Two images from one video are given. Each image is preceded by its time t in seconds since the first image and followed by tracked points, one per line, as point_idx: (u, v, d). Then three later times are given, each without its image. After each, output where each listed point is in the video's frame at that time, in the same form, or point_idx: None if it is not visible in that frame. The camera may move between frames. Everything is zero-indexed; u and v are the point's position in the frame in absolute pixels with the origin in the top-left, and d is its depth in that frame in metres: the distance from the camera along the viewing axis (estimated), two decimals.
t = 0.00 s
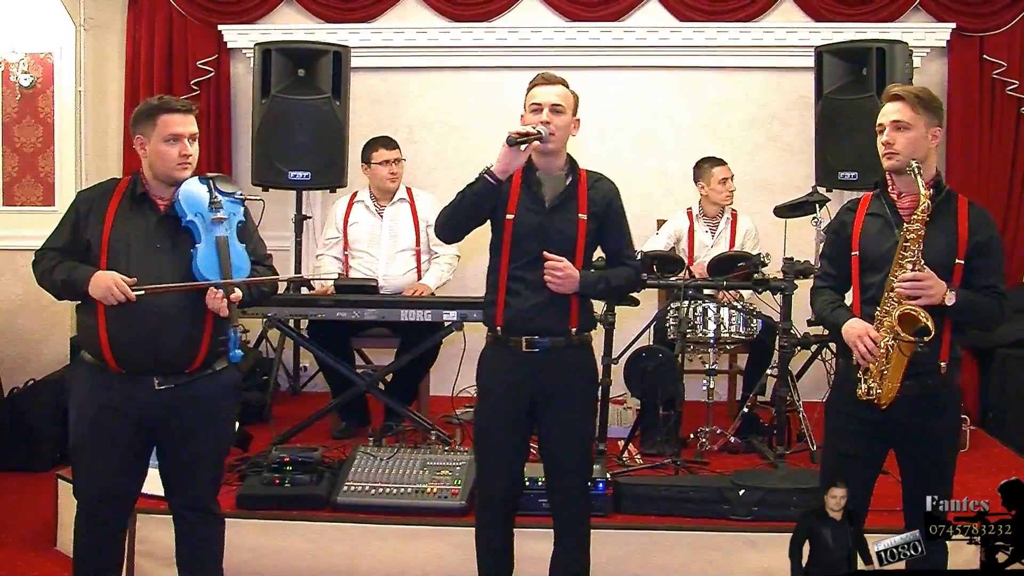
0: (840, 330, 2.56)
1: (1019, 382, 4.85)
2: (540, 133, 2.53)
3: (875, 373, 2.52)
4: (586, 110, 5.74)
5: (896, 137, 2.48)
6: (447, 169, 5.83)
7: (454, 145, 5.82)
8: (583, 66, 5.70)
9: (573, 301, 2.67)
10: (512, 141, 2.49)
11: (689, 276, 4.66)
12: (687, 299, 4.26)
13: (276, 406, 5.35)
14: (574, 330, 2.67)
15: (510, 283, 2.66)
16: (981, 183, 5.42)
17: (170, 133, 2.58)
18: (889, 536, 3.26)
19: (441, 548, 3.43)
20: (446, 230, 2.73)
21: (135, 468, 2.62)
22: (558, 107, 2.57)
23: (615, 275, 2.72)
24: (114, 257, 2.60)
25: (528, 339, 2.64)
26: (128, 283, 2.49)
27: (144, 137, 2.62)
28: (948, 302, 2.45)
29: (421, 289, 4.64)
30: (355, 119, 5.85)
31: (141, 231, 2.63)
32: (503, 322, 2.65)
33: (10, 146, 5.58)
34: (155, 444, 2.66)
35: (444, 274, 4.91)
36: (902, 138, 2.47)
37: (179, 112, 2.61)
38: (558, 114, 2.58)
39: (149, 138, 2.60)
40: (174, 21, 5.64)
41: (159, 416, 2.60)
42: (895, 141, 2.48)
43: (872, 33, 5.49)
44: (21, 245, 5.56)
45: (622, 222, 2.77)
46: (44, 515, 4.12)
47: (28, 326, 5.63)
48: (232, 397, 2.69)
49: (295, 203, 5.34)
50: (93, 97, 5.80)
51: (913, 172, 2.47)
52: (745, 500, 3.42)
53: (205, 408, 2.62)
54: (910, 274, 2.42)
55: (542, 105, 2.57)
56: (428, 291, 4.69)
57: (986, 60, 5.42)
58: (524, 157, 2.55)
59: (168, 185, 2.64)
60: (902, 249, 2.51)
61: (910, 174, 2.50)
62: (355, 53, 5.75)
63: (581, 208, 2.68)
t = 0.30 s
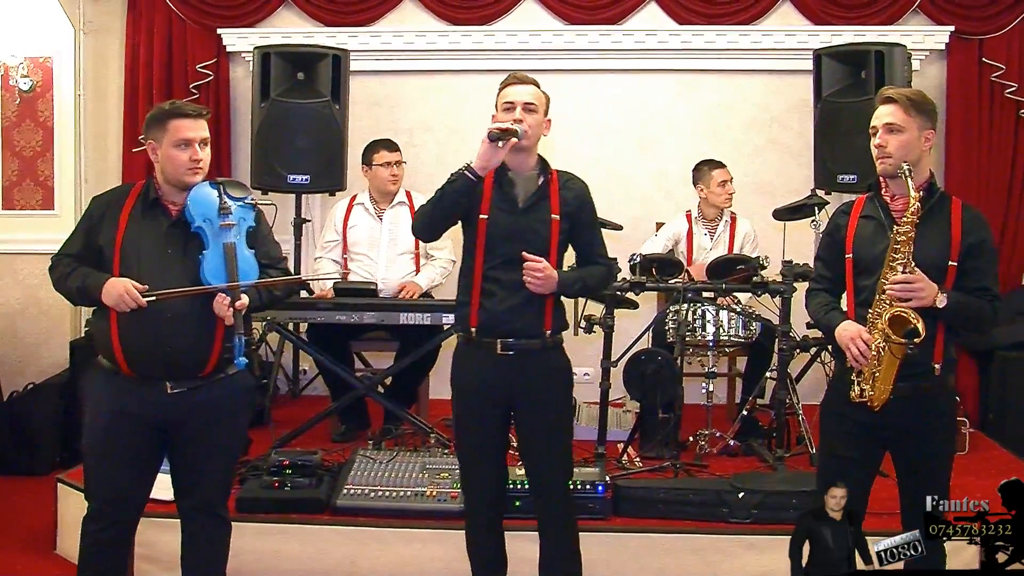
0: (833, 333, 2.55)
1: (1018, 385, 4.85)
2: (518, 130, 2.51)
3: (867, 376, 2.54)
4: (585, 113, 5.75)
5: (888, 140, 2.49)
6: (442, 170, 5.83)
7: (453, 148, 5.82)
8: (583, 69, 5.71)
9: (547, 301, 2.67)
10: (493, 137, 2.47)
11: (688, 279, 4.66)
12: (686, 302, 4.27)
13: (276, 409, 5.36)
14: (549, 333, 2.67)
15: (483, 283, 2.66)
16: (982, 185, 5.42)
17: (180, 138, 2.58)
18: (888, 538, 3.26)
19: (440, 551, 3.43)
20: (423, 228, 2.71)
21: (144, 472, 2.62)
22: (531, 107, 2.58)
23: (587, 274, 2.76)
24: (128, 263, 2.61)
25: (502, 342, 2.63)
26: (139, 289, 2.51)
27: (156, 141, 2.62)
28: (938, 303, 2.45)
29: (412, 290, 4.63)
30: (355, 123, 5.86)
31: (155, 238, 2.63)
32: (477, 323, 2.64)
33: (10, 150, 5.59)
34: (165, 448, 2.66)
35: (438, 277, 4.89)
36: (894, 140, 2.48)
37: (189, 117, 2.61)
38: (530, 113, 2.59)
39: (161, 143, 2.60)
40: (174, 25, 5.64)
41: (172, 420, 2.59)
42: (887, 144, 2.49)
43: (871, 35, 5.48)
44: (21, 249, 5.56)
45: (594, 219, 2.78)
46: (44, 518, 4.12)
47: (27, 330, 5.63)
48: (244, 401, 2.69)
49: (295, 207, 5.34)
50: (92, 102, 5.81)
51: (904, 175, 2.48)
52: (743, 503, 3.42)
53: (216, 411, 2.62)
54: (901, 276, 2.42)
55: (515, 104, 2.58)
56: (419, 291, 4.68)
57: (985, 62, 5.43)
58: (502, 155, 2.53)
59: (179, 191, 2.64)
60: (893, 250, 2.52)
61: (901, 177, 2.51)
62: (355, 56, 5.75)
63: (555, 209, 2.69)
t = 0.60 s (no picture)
0: (834, 336, 2.57)
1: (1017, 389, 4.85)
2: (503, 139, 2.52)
3: (869, 381, 2.54)
4: (584, 117, 5.76)
5: (887, 144, 2.49)
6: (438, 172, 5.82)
7: (453, 152, 5.83)
8: (582, 73, 5.71)
9: (530, 308, 2.69)
10: (481, 146, 2.48)
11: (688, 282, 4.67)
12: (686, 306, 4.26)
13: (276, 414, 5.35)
14: (535, 339, 2.68)
15: (467, 292, 2.67)
16: (981, 188, 5.43)
17: (188, 144, 2.60)
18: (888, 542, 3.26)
19: (438, 555, 3.43)
20: (409, 241, 2.70)
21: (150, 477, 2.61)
22: (509, 115, 2.60)
23: (563, 281, 2.75)
24: (136, 269, 2.60)
25: (487, 348, 2.63)
26: (148, 295, 2.51)
27: (164, 148, 2.65)
28: (939, 308, 2.45)
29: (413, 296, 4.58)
30: (355, 127, 5.86)
31: (162, 243, 2.63)
32: (462, 330, 2.65)
33: (9, 154, 5.58)
34: (173, 453, 2.66)
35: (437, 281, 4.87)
36: (893, 144, 2.48)
37: (198, 123, 2.64)
38: (508, 121, 2.60)
39: (169, 149, 2.63)
40: (174, 29, 5.65)
41: (181, 424, 2.60)
42: (887, 147, 2.49)
43: (870, 40, 5.49)
44: (20, 253, 5.57)
45: (572, 224, 2.81)
46: (43, 522, 4.12)
47: (27, 335, 5.63)
48: (253, 405, 2.68)
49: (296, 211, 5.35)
50: (92, 106, 5.81)
51: (903, 179, 2.48)
52: (743, 507, 3.43)
53: (225, 416, 2.62)
54: (900, 280, 2.42)
55: (495, 112, 2.60)
56: (419, 297, 4.63)
57: (984, 66, 5.43)
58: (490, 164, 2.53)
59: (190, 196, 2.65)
60: (894, 254, 2.51)
61: (901, 181, 2.51)
62: (355, 61, 5.75)
63: (535, 216, 2.69)
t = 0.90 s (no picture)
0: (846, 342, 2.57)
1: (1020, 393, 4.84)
2: (497, 139, 2.53)
3: (880, 386, 2.53)
4: (586, 121, 5.76)
5: (898, 148, 2.49)
6: (440, 175, 5.82)
7: (455, 156, 5.83)
8: (584, 77, 5.72)
9: (531, 308, 2.70)
10: (479, 146, 2.50)
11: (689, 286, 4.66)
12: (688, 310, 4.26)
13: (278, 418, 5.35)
14: (535, 339, 2.68)
15: (468, 295, 2.67)
16: (984, 192, 5.43)
17: (189, 147, 2.59)
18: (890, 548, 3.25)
19: (440, 559, 3.42)
20: (410, 245, 2.69)
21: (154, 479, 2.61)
22: (502, 116, 2.60)
23: (563, 277, 2.77)
24: (139, 273, 2.61)
25: (490, 350, 2.63)
26: (151, 299, 2.52)
27: (164, 151, 2.64)
28: (951, 312, 2.46)
29: (418, 299, 4.58)
30: (356, 131, 5.87)
31: (165, 247, 2.64)
32: (465, 334, 2.65)
33: (12, 158, 5.60)
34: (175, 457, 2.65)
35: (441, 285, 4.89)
36: (904, 149, 2.48)
37: (198, 127, 2.63)
38: (503, 122, 2.60)
39: (170, 153, 2.61)
40: (177, 33, 5.66)
41: (186, 428, 2.60)
42: (897, 152, 2.49)
43: (872, 44, 5.49)
44: (22, 256, 5.57)
45: (566, 228, 2.81)
46: (45, 526, 4.12)
47: (29, 338, 5.64)
48: (257, 409, 2.68)
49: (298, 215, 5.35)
50: (95, 109, 5.82)
51: (914, 184, 2.48)
52: (745, 511, 3.42)
53: (228, 419, 2.62)
54: (911, 285, 2.44)
55: (486, 113, 2.60)
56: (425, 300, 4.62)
57: (986, 71, 5.44)
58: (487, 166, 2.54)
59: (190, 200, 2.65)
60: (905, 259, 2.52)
61: (912, 186, 2.51)
62: (357, 64, 5.76)
63: (529, 216, 2.70)
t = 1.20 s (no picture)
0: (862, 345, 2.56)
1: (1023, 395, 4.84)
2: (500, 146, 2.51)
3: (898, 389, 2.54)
4: (589, 122, 5.76)
5: (914, 152, 2.48)
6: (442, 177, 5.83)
7: (458, 158, 5.83)
8: (586, 78, 5.72)
9: (537, 309, 2.70)
10: (483, 156, 2.48)
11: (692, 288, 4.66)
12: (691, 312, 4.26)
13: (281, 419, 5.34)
14: (542, 341, 2.69)
15: (473, 297, 2.68)
16: (988, 193, 5.42)
17: (182, 149, 2.59)
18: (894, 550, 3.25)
19: (443, 561, 3.42)
20: (415, 256, 2.67)
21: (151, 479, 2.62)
22: (503, 121, 2.59)
23: (565, 279, 2.79)
24: (130, 273, 2.61)
25: (497, 352, 2.63)
26: (145, 301, 2.53)
27: (157, 154, 2.63)
28: (969, 315, 2.45)
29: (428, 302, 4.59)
30: (359, 132, 5.87)
31: (159, 248, 2.64)
32: (472, 335, 2.65)
33: (16, 160, 5.61)
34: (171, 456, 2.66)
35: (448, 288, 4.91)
36: (919, 152, 2.48)
37: (190, 128, 2.62)
38: (504, 128, 2.59)
39: (162, 155, 2.61)
40: (180, 34, 5.65)
41: (181, 429, 2.60)
42: (913, 155, 2.49)
43: (875, 46, 5.49)
44: (26, 257, 5.58)
45: (567, 224, 2.82)
46: (48, 526, 4.12)
47: (32, 338, 5.64)
48: (251, 410, 2.69)
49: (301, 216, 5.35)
50: (98, 110, 5.83)
51: (931, 188, 2.48)
52: (747, 513, 3.42)
53: (223, 420, 2.62)
54: (932, 287, 2.42)
55: (487, 120, 2.58)
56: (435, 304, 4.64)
57: (989, 73, 5.44)
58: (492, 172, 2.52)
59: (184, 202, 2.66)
60: (924, 261, 2.51)
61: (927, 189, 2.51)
62: (360, 66, 5.76)
63: (533, 217, 2.70)
